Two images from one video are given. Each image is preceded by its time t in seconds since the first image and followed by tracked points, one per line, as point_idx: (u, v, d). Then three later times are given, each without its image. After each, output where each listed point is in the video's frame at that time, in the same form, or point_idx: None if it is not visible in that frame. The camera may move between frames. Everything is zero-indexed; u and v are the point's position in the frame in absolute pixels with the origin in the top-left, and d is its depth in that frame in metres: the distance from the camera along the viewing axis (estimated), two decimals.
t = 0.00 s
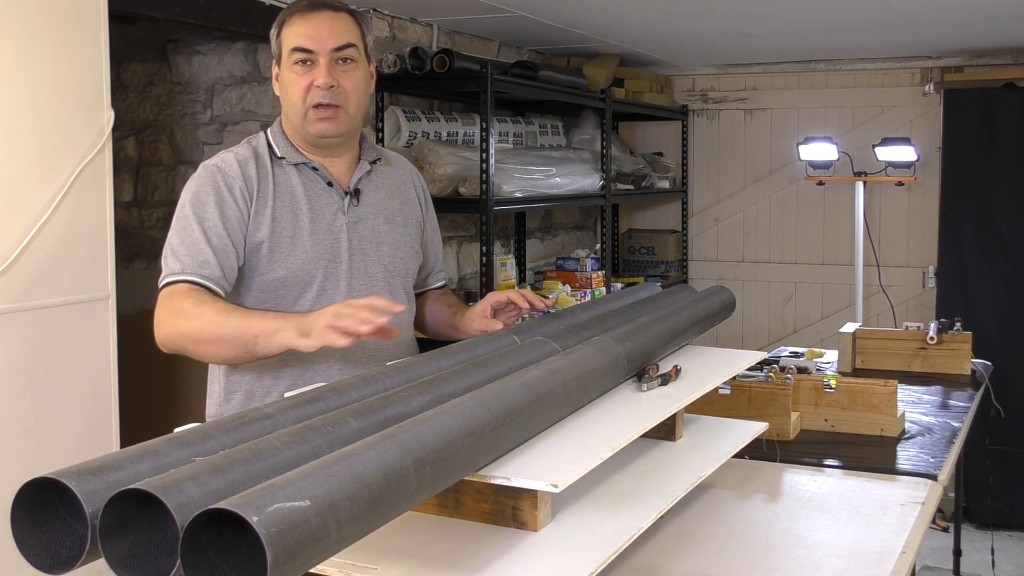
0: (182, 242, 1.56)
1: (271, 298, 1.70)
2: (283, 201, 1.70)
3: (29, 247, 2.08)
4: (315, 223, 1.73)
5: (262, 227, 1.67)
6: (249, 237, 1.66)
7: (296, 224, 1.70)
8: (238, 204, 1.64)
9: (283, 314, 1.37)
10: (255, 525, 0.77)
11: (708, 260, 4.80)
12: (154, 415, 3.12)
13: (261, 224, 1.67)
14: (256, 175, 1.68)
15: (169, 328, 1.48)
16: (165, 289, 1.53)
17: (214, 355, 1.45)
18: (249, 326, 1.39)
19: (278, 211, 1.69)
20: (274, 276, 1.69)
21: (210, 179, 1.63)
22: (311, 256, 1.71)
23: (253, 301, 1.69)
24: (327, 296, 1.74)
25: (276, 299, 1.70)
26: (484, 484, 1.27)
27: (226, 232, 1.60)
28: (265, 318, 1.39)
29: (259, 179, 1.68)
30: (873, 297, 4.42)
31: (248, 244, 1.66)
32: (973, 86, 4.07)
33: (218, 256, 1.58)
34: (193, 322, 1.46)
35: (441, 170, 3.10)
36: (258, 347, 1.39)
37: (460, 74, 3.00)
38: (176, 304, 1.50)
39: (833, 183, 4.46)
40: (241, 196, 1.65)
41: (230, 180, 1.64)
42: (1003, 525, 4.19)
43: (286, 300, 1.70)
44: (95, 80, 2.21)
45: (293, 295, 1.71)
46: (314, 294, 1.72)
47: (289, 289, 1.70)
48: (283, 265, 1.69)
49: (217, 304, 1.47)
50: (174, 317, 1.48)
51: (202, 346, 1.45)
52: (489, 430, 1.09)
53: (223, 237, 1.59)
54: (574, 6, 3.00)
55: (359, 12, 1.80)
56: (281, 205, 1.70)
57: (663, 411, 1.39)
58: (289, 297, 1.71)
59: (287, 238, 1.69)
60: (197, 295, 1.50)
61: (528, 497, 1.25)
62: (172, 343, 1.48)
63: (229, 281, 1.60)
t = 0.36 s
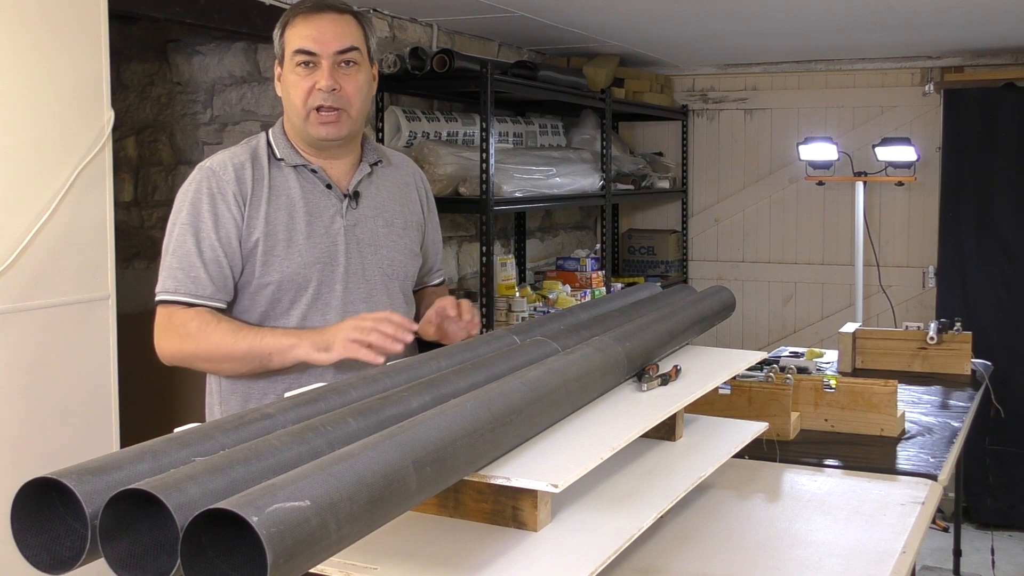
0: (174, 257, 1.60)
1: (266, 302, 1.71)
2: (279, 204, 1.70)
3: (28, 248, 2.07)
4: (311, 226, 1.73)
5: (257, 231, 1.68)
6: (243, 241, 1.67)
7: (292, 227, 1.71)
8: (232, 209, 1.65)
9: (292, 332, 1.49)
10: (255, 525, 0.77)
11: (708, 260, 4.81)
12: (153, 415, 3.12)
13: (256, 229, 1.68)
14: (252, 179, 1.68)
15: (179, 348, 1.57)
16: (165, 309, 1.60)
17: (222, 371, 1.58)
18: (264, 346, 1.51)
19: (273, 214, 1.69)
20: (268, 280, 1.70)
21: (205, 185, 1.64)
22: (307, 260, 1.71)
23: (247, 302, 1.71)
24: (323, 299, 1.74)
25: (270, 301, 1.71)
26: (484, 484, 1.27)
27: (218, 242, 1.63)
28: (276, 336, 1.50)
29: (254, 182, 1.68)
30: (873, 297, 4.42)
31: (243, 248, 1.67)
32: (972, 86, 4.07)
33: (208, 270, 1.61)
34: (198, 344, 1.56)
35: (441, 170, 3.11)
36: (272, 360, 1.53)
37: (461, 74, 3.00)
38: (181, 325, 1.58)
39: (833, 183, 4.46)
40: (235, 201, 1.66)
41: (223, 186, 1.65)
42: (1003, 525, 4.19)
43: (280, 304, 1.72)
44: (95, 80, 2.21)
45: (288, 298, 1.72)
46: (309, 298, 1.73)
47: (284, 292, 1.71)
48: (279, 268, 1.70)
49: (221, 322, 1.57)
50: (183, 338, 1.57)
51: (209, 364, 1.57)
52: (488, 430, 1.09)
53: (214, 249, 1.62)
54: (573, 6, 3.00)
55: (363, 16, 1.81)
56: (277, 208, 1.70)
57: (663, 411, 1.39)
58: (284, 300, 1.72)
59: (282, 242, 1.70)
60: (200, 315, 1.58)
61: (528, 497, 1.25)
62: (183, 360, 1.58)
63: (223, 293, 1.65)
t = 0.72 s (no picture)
0: (173, 252, 1.60)
1: (264, 301, 1.71)
2: (282, 204, 1.70)
3: (28, 248, 2.07)
4: (313, 227, 1.73)
5: (258, 230, 1.68)
6: (244, 240, 1.67)
7: (294, 227, 1.71)
8: (235, 207, 1.65)
9: (287, 347, 1.54)
10: (255, 525, 0.77)
11: (709, 259, 4.81)
12: (153, 415, 3.12)
13: (258, 227, 1.68)
14: (255, 177, 1.68)
15: (167, 341, 1.58)
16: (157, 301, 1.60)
17: (207, 372, 1.59)
18: (255, 358, 1.54)
19: (274, 214, 1.69)
20: (267, 279, 1.70)
21: (208, 181, 1.64)
22: (307, 261, 1.71)
23: (244, 300, 1.71)
24: (321, 300, 1.74)
25: (268, 300, 1.71)
26: (484, 484, 1.27)
27: (218, 239, 1.63)
28: (270, 350, 1.54)
29: (258, 181, 1.69)
30: (873, 297, 4.42)
31: (243, 246, 1.68)
32: (972, 86, 4.07)
33: (205, 267, 1.61)
34: (190, 344, 1.56)
35: (441, 170, 3.11)
36: (259, 373, 1.56)
37: (460, 74, 3.00)
38: (172, 320, 1.58)
39: (833, 183, 4.46)
40: (238, 199, 1.66)
41: (226, 182, 1.65)
42: (1003, 525, 4.19)
43: (279, 303, 1.72)
44: (95, 81, 2.21)
45: (287, 299, 1.72)
46: (308, 299, 1.73)
47: (283, 292, 1.71)
48: (279, 268, 1.70)
49: (215, 324, 1.58)
50: (173, 333, 1.58)
51: (197, 364, 1.58)
52: (489, 430, 1.09)
53: (213, 245, 1.62)
54: (573, 5, 2.99)
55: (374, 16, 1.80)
56: (280, 208, 1.70)
57: (663, 411, 1.39)
58: (283, 300, 1.72)
59: (283, 242, 1.70)
60: (195, 316, 1.58)
61: (528, 497, 1.25)
62: (167, 354, 1.59)
63: (220, 292, 1.64)
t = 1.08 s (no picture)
0: (173, 249, 1.60)
1: (263, 300, 1.71)
2: (283, 203, 1.70)
3: (28, 248, 2.07)
4: (314, 226, 1.73)
5: (259, 229, 1.68)
6: (244, 239, 1.67)
7: (294, 227, 1.71)
8: (236, 205, 1.65)
9: (288, 346, 1.54)
10: (254, 525, 0.77)
11: (709, 259, 4.81)
12: (153, 415, 3.12)
13: (258, 226, 1.68)
14: (257, 176, 1.68)
15: (167, 340, 1.58)
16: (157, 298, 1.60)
17: (207, 370, 1.59)
18: (256, 356, 1.54)
19: (275, 213, 1.69)
20: (267, 278, 1.70)
21: (210, 179, 1.64)
22: (307, 260, 1.71)
23: (243, 299, 1.71)
24: (321, 300, 1.74)
25: (268, 299, 1.71)
26: (484, 484, 1.27)
27: (218, 237, 1.63)
28: (271, 348, 1.54)
29: (259, 180, 1.69)
30: (873, 297, 4.42)
31: (243, 245, 1.68)
32: (972, 86, 4.07)
33: (205, 265, 1.61)
34: (190, 342, 1.56)
35: (441, 170, 3.11)
36: (260, 372, 1.57)
37: (460, 73, 3.00)
38: (171, 318, 1.58)
39: (833, 183, 4.46)
40: (239, 198, 1.66)
41: (227, 181, 1.65)
42: (1003, 525, 4.19)
43: (279, 303, 1.72)
44: (95, 81, 2.21)
45: (286, 298, 1.72)
46: (307, 298, 1.73)
47: (282, 291, 1.71)
48: (278, 267, 1.70)
49: (215, 323, 1.58)
50: (173, 331, 1.58)
51: (197, 362, 1.58)
52: (489, 430, 1.09)
53: (213, 244, 1.62)
54: (573, 5, 2.99)
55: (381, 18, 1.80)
56: (281, 207, 1.70)
57: (663, 411, 1.39)
58: (282, 299, 1.72)
59: (283, 241, 1.70)
60: (195, 314, 1.58)
61: (528, 497, 1.25)
62: (168, 352, 1.59)
63: (220, 290, 1.64)
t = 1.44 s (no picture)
0: (173, 251, 1.60)
1: (264, 301, 1.71)
2: (283, 203, 1.70)
3: (28, 248, 2.07)
4: (314, 227, 1.73)
5: (259, 230, 1.68)
6: (244, 240, 1.67)
7: (294, 227, 1.71)
8: (235, 206, 1.65)
9: (288, 346, 1.54)
10: (254, 525, 0.77)
11: (709, 259, 4.81)
12: (153, 416, 3.12)
13: (258, 227, 1.68)
14: (256, 177, 1.68)
15: (167, 341, 1.58)
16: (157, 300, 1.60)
17: (208, 371, 1.59)
18: (256, 357, 1.54)
19: (275, 213, 1.69)
20: (267, 278, 1.70)
21: (209, 180, 1.64)
22: (307, 261, 1.71)
23: (243, 300, 1.71)
24: (321, 300, 1.74)
25: (268, 300, 1.71)
26: (483, 484, 1.27)
27: (218, 238, 1.63)
28: (271, 348, 1.54)
29: (259, 181, 1.69)
30: (873, 297, 4.42)
31: (243, 245, 1.68)
32: (972, 86, 4.07)
33: (205, 266, 1.61)
34: (190, 343, 1.56)
35: (442, 170, 3.11)
36: (260, 372, 1.57)
37: (460, 73, 3.00)
38: (171, 319, 1.58)
39: (833, 184, 4.46)
40: (239, 198, 1.66)
41: (227, 182, 1.65)
42: (1002, 525, 4.20)
43: (279, 303, 1.72)
44: (95, 81, 2.21)
45: (286, 298, 1.72)
46: (308, 298, 1.73)
47: (283, 292, 1.71)
48: (279, 267, 1.70)
49: (215, 324, 1.58)
50: (173, 333, 1.58)
51: (197, 363, 1.58)
52: (488, 430, 1.09)
53: (213, 245, 1.62)
54: (573, 5, 2.99)
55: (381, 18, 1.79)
56: (281, 208, 1.70)
57: (663, 411, 1.39)
58: (282, 300, 1.72)
59: (283, 241, 1.70)
60: (195, 315, 1.58)
61: (528, 497, 1.25)
62: (168, 354, 1.59)
63: (220, 291, 1.64)
